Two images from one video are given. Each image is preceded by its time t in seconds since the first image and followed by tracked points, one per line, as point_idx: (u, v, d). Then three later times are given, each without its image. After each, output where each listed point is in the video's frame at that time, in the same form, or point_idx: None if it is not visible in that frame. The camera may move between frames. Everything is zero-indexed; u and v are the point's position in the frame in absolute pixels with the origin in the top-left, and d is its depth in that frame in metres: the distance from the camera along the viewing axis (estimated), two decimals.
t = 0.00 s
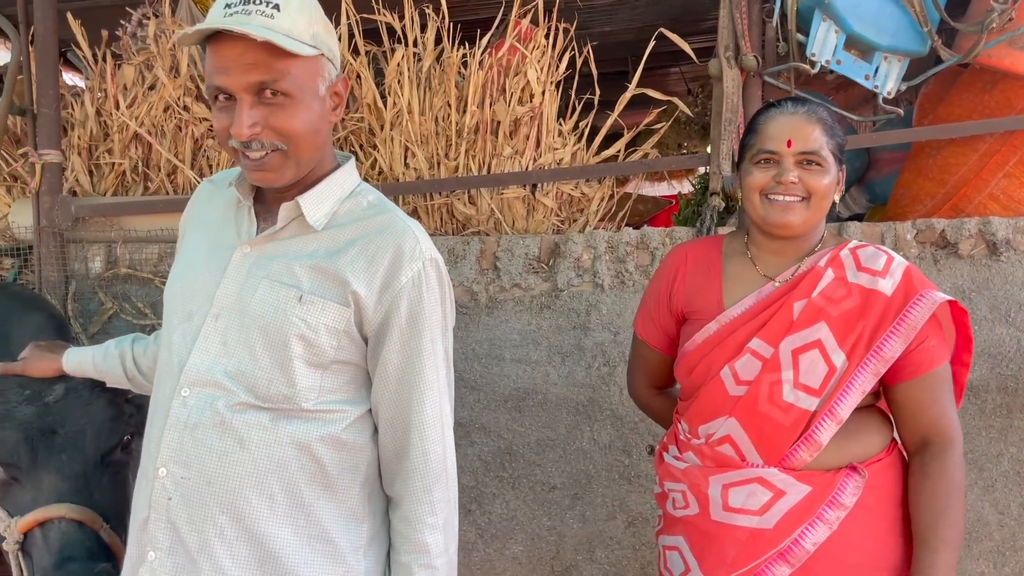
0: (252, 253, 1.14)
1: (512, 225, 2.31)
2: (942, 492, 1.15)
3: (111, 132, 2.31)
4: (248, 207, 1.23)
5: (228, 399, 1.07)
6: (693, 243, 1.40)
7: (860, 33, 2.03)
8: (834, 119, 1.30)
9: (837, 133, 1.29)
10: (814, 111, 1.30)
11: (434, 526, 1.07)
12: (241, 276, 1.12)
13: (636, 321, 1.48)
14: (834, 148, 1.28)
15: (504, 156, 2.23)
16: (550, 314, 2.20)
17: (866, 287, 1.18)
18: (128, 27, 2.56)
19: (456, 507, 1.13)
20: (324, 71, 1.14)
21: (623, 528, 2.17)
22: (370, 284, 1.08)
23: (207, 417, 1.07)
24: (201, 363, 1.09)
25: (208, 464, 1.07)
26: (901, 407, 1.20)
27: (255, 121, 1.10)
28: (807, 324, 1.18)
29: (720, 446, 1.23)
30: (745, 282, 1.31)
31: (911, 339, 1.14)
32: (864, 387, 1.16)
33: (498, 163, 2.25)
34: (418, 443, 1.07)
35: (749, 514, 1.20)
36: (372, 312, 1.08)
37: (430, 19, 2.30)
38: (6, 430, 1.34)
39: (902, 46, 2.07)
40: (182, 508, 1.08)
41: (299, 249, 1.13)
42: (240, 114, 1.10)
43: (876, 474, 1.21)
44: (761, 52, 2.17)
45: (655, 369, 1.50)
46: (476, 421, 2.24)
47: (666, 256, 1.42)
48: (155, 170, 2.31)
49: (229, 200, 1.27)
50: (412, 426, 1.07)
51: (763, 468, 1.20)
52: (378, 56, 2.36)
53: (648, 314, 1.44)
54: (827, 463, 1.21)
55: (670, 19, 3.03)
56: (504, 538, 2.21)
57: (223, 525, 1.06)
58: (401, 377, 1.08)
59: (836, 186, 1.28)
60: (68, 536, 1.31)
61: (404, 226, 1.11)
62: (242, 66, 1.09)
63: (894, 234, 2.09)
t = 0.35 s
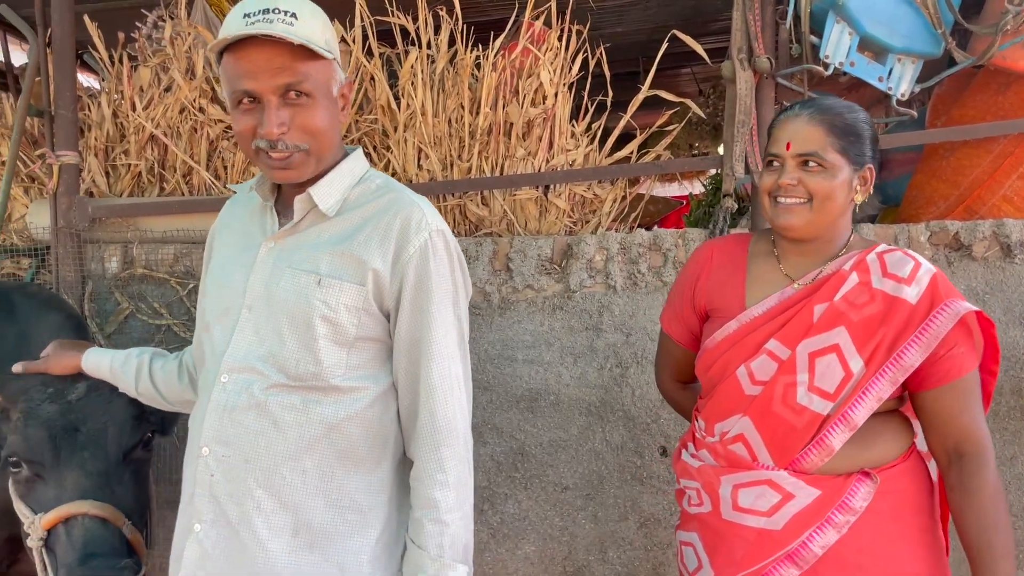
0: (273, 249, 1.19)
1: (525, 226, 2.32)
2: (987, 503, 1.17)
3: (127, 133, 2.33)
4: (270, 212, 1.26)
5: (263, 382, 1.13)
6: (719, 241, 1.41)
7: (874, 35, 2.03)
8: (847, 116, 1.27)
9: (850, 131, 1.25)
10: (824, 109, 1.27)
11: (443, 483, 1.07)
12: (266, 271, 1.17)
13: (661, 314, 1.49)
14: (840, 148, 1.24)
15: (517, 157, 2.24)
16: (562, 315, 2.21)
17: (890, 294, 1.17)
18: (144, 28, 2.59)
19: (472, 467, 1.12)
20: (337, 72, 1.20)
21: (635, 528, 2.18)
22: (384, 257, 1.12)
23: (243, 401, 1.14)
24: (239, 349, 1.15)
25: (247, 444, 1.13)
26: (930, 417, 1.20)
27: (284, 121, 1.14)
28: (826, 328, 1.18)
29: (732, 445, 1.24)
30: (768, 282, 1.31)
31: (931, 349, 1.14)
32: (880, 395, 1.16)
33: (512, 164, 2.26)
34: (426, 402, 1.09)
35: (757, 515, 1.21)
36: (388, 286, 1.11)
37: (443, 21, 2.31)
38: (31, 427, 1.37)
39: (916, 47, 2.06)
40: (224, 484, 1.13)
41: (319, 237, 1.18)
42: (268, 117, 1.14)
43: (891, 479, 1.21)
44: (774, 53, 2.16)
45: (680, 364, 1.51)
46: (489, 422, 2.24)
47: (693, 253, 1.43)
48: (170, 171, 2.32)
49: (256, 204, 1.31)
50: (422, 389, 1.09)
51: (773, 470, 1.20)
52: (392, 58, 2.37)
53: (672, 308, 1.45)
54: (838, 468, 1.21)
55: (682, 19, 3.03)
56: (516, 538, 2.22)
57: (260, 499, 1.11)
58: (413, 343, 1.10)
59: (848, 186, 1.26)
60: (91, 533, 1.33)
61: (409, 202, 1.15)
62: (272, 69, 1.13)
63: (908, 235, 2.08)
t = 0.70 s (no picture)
0: (319, 249, 1.22)
1: (542, 229, 2.34)
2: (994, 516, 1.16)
3: (148, 137, 2.36)
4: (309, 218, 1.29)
5: (321, 368, 1.16)
6: (746, 246, 1.42)
7: (892, 40, 2.04)
8: (873, 120, 1.27)
9: (873, 135, 1.25)
10: (849, 113, 1.28)
11: (486, 441, 1.10)
12: (314, 269, 1.20)
13: (685, 317, 1.51)
14: (863, 151, 1.25)
15: (534, 161, 2.25)
16: (579, 318, 2.22)
17: (917, 300, 1.17)
18: (165, 32, 2.62)
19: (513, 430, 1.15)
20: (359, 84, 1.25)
21: (651, 531, 2.18)
22: (425, 239, 1.16)
23: (305, 386, 1.16)
24: (301, 343, 1.18)
25: (315, 427, 1.15)
26: (948, 424, 1.20)
27: (318, 131, 1.19)
28: (852, 334, 1.19)
29: (757, 449, 1.24)
30: (794, 287, 1.32)
31: (959, 356, 1.14)
32: (907, 401, 1.17)
33: (528, 168, 2.27)
34: (466, 371, 1.12)
35: (783, 518, 1.21)
36: (431, 267, 1.16)
37: (461, 26, 2.32)
38: (61, 425, 1.39)
39: (934, 52, 2.07)
40: (291, 463, 1.16)
41: (359, 231, 1.21)
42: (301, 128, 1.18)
43: (917, 484, 1.21)
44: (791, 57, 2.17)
45: (703, 369, 1.52)
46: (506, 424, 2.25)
47: (719, 258, 1.44)
48: (190, 174, 2.35)
49: (292, 214, 1.33)
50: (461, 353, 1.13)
51: (798, 474, 1.21)
52: (410, 62, 2.39)
53: (697, 312, 1.47)
54: (862, 473, 1.21)
55: (697, 23, 3.04)
56: (533, 540, 2.22)
57: (325, 475, 1.14)
58: (454, 318, 1.15)
59: (872, 189, 1.25)
60: (118, 531, 1.35)
61: (436, 189, 1.21)
62: (303, 83, 1.18)
63: (926, 240, 2.08)
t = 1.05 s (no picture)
0: (351, 249, 1.23)
1: (558, 231, 2.34)
2: None
3: (167, 139, 2.38)
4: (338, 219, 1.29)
5: (359, 360, 1.16)
6: (767, 248, 1.41)
7: (911, 41, 2.03)
8: (897, 122, 1.27)
9: (896, 136, 1.25)
10: (875, 114, 1.28)
11: (524, 424, 1.12)
12: (348, 267, 1.21)
13: (704, 320, 1.50)
14: (888, 152, 1.24)
15: (551, 162, 2.25)
16: (595, 320, 2.21)
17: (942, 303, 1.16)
18: (183, 35, 2.63)
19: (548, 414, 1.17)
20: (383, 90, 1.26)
21: (668, 534, 2.17)
22: (455, 233, 1.18)
23: (344, 375, 1.16)
24: (338, 337, 1.19)
25: (354, 415, 1.16)
26: (974, 426, 1.19)
27: (342, 135, 1.19)
28: (877, 337, 1.18)
29: (781, 452, 1.24)
30: (818, 290, 1.30)
31: (986, 358, 1.13)
32: (934, 403, 1.16)
33: (545, 169, 2.26)
34: (501, 359, 1.13)
35: (807, 521, 1.21)
36: (462, 261, 1.18)
37: (478, 28, 2.33)
38: (86, 425, 1.40)
39: (954, 53, 2.06)
40: (331, 451, 1.17)
41: (389, 230, 1.22)
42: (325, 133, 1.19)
43: (943, 488, 1.20)
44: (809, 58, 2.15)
45: (722, 372, 1.51)
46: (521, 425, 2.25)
47: (738, 261, 1.43)
48: (208, 175, 2.36)
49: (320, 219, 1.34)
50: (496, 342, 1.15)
51: (823, 477, 1.20)
52: (426, 64, 2.39)
53: (716, 314, 1.46)
54: (890, 476, 1.20)
55: (713, 24, 3.04)
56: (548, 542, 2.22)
57: (363, 462, 1.15)
58: (487, 309, 1.16)
59: (896, 190, 1.25)
60: (143, 530, 1.36)
61: (460, 188, 1.22)
62: (327, 90, 1.19)
63: (945, 242, 2.06)
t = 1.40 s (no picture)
0: (381, 246, 1.24)
1: (569, 234, 2.34)
2: None
3: (181, 142, 2.39)
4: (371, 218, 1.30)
5: (380, 359, 1.17)
6: (779, 253, 1.40)
7: (925, 43, 2.02)
8: (923, 129, 1.28)
9: (927, 144, 1.27)
10: (902, 121, 1.28)
11: (543, 439, 1.12)
12: (377, 265, 1.21)
13: (714, 325, 1.47)
14: (923, 159, 1.25)
15: (563, 166, 2.24)
16: (606, 323, 2.21)
17: (960, 305, 1.16)
18: (197, 39, 2.65)
19: (564, 429, 1.17)
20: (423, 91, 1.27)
21: (679, 537, 2.16)
22: (485, 242, 1.18)
23: (363, 375, 1.17)
24: (361, 336, 1.19)
25: (370, 413, 1.16)
26: (994, 429, 1.20)
27: (383, 135, 1.20)
28: (897, 339, 1.17)
29: (800, 456, 1.23)
30: (832, 293, 1.30)
31: (1006, 360, 1.14)
32: (954, 406, 1.16)
33: (557, 172, 2.25)
34: (525, 371, 1.14)
35: (827, 526, 1.20)
36: (490, 268, 1.18)
37: (490, 31, 2.33)
38: (104, 427, 1.41)
39: (968, 55, 2.04)
40: (347, 452, 1.18)
41: (421, 232, 1.23)
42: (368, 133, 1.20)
43: (963, 491, 1.20)
44: (822, 60, 2.15)
45: (733, 377, 1.48)
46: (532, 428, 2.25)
47: (750, 265, 1.42)
48: (222, 178, 2.38)
49: (353, 214, 1.34)
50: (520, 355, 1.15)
51: (843, 481, 1.20)
52: (438, 67, 2.40)
53: (727, 318, 1.44)
54: (910, 479, 1.20)
55: (724, 27, 3.04)
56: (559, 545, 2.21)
57: (378, 464, 1.15)
58: (512, 319, 1.17)
59: (927, 198, 1.26)
60: (159, 532, 1.36)
61: (498, 196, 1.22)
62: (370, 91, 1.20)
63: (959, 245, 2.05)
